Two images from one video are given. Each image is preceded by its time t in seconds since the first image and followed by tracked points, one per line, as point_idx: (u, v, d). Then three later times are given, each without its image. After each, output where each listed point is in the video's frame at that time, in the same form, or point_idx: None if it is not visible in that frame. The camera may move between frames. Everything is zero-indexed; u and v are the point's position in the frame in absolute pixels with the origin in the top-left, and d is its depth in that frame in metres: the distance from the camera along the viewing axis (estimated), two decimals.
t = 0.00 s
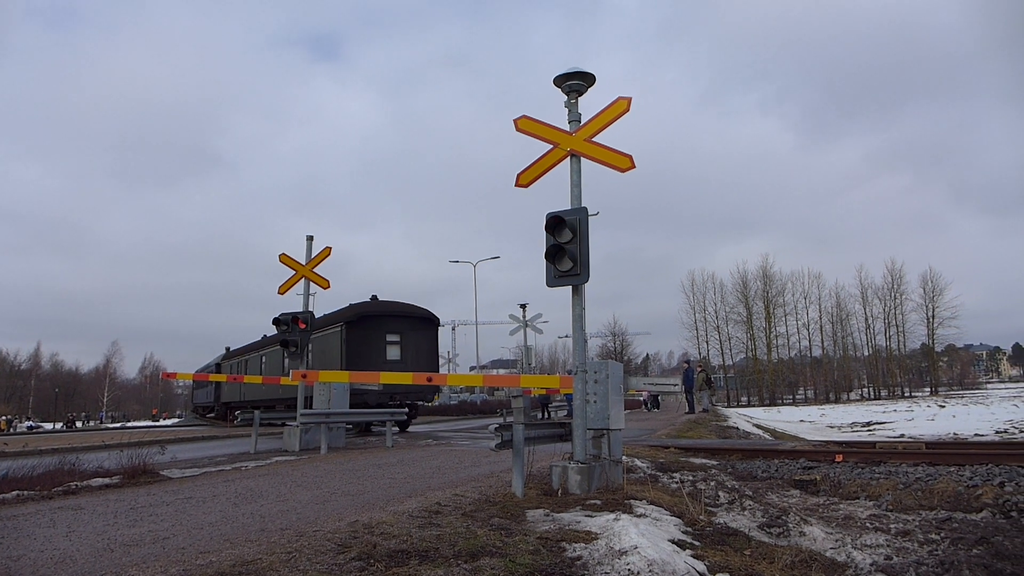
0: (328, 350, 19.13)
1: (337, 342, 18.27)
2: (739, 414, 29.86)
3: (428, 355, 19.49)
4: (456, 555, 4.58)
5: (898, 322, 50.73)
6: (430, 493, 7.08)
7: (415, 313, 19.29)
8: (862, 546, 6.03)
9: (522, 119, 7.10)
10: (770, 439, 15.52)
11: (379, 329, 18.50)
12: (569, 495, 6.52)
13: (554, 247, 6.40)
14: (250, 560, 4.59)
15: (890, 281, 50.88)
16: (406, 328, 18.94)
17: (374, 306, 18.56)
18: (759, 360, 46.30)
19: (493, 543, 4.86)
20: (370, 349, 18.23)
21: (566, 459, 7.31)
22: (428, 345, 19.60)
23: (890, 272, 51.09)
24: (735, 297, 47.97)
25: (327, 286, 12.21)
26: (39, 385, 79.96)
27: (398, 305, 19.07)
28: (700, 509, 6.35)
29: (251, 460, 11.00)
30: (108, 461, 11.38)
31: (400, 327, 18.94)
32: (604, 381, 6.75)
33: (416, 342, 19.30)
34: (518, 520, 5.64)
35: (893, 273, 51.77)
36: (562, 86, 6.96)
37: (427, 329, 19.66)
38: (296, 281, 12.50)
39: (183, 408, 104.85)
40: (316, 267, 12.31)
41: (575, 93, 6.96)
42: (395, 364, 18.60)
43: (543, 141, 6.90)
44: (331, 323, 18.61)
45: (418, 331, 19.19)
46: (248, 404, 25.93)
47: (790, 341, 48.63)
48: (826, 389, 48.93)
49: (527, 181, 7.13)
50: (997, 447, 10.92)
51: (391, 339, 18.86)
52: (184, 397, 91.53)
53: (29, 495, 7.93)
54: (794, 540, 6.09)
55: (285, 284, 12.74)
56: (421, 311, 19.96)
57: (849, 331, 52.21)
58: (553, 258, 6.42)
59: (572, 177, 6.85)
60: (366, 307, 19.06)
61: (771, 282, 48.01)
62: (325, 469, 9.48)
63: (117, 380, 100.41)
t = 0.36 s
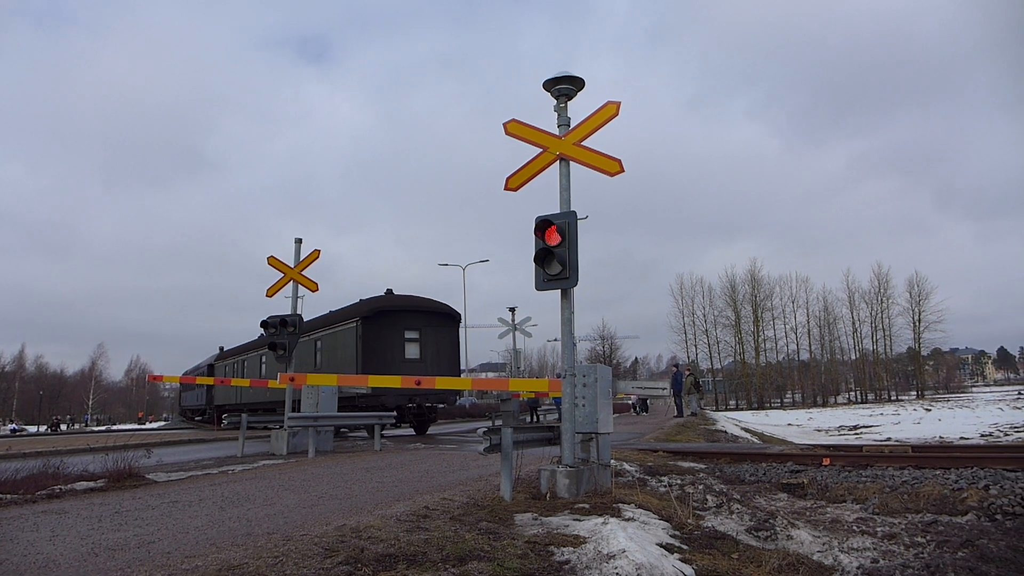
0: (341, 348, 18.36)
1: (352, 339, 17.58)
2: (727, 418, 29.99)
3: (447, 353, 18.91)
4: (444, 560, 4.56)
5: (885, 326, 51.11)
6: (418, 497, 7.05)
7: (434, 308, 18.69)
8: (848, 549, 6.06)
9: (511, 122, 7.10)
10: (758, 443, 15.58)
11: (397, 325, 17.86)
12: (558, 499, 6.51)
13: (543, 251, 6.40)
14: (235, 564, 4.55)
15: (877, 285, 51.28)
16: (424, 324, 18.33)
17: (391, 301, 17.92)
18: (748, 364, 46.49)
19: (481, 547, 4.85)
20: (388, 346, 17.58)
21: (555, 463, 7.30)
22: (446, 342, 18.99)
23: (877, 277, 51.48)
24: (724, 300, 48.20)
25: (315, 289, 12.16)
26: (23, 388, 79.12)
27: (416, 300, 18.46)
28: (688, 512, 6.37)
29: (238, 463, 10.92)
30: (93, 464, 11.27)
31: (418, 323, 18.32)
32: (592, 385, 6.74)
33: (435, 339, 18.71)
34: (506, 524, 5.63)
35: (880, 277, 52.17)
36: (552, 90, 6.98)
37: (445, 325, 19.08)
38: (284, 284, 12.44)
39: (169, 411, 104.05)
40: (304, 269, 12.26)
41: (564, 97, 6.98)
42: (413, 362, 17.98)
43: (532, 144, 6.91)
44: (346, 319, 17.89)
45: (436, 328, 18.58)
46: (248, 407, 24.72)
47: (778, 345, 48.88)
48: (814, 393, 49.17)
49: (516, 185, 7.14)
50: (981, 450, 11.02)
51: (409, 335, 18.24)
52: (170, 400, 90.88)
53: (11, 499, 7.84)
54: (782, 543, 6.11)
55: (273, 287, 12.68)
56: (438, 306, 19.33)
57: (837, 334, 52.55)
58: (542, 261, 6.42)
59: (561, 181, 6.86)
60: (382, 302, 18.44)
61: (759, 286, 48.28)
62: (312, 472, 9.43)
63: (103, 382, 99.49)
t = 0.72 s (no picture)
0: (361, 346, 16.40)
1: (373, 335, 15.68)
2: (717, 423, 30.09)
3: (478, 351, 16.83)
4: (434, 564, 4.56)
5: (873, 333, 51.42)
6: (408, 501, 7.03)
7: (463, 302, 16.57)
8: (837, 554, 6.09)
9: (503, 126, 7.12)
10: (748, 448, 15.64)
11: (421, 321, 15.86)
12: (548, 503, 6.52)
13: (534, 255, 6.41)
14: (224, 569, 4.53)
15: (866, 291, 51.63)
16: (452, 320, 16.28)
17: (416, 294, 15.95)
18: (738, 369, 46.66)
19: (471, 551, 4.84)
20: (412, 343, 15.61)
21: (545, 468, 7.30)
22: (478, 339, 16.88)
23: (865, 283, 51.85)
24: (714, 306, 48.43)
25: (305, 292, 12.13)
26: (9, 391, 78.39)
27: (443, 292, 16.36)
28: (678, 517, 6.39)
29: (227, 467, 10.86)
30: (81, 468, 11.16)
31: (447, 318, 16.29)
32: (583, 389, 6.76)
33: (465, 336, 16.62)
34: (496, 529, 5.63)
35: (868, 284, 52.52)
36: (543, 94, 7.00)
37: (476, 320, 16.96)
38: (274, 287, 12.40)
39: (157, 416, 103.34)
40: (295, 273, 12.23)
41: (556, 102, 7.00)
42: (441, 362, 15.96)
43: (524, 149, 6.92)
44: (367, 314, 16.00)
45: (467, 324, 16.53)
46: (244, 410, 24.00)
47: (768, 350, 49.12)
48: (803, 398, 49.43)
49: (508, 189, 7.15)
50: (968, 456, 11.10)
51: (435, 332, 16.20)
52: (158, 404, 90.31)
53: None
54: (771, 548, 6.13)
55: (263, 290, 12.64)
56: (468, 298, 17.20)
57: (826, 340, 52.88)
58: (533, 265, 6.43)
59: (552, 185, 6.88)
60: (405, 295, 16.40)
61: (749, 292, 48.52)
62: (301, 477, 9.39)
63: (90, 386, 98.74)
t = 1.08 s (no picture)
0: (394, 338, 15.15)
1: (409, 325, 14.44)
2: (712, 422, 30.15)
3: (520, 343, 15.51)
4: (430, 562, 4.56)
5: (869, 333, 51.56)
6: (404, 499, 7.02)
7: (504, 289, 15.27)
8: (831, 554, 6.11)
9: (500, 124, 7.12)
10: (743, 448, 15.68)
11: (460, 309, 14.56)
12: (544, 501, 6.53)
13: (531, 253, 6.41)
14: (220, 565, 4.53)
15: (861, 292, 51.79)
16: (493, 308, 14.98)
17: (455, 280, 14.65)
18: (733, 369, 46.76)
19: (467, 549, 4.85)
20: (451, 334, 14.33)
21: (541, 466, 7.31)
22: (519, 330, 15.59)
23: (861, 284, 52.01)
24: (710, 306, 48.56)
25: (301, 290, 12.11)
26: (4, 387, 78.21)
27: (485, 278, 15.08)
28: (673, 516, 6.41)
29: (222, 464, 10.84)
30: (75, 465, 11.12)
31: (487, 306, 15.01)
32: (579, 388, 6.76)
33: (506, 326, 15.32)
34: (492, 527, 5.64)
35: (864, 284, 52.64)
36: (541, 93, 7.01)
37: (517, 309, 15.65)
38: (270, 284, 12.37)
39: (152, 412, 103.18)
40: (291, 270, 12.21)
41: (554, 100, 7.01)
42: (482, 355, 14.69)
43: (522, 147, 6.93)
44: (401, 302, 14.76)
45: (508, 313, 15.25)
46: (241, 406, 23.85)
47: (763, 350, 49.26)
48: (797, 398, 49.59)
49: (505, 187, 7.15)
50: (962, 457, 11.15)
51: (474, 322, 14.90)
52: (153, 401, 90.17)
53: None
54: (766, 548, 6.15)
55: (259, 287, 12.61)
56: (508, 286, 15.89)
57: (821, 341, 53.06)
58: (530, 264, 6.43)
59: (550, 184, 6.89)
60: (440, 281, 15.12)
61: (745, 292, 48.65)
62: (297, 474, 9.39)
63: (85, 383, 98.56)
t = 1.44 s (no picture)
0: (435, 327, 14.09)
1: (454, 313, 13.37)
2: (708, 420, 30.19)
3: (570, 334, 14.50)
4: (426, 560, 4.56)
5: (865, 332, 51.67)
6: (400, 497, 7.02)
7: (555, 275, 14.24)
8: (827, 552, 6.13)
9: (498, 122, 7.12)
10: (739, 446, 15.70)
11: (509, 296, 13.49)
12: (540, 500, 6.54)
13: (528, 252, 6.41)
14: (215, 563, 4.52)
15: (858, 291, 51.91)
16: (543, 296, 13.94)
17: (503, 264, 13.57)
18: (729, 367, 46.82)
19: (463, 548, 4.84)
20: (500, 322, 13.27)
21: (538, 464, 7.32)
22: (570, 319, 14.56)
23: (857, 283, 52.13)
24: (707, 304, 48.63)
25: (298, 287, 12.10)
26: None
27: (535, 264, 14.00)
28: (670, 514, 6.42)
29: (219, 462, 10.82)
30: (71, 463, 11.09)
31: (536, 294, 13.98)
32: (576, 386, 6.76)
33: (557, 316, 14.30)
34: (488, 525, 5.64)
35: (860, 283, 52.76)
36: (539, 91, 7.00)
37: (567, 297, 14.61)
38: (267, 282, 12.35)
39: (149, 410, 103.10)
40: (287, 268, 12.19)
41: (552, 98, 7.00)
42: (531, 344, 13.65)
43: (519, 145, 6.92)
44: (444, 289, 13.69)
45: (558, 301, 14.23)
46: (238, 403, 23.82)
47: (759, 349, 49.36)
48: (794, 396, 49.69)
49: (502, 185, 7.15)
50: (958, 455, 11.17)
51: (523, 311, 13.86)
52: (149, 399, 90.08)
53: None
54: (762, 546, 6.17)
55: (256, 285, 12.59)
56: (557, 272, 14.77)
57: (817, 339, 53.17)
58: (527, 262, 6.42)
59: (547, 182, 6.89)
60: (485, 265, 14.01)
61: (742, 291, 48.74)
62: (293, 472, 9.38)
63: (81, 380, 98.39)
